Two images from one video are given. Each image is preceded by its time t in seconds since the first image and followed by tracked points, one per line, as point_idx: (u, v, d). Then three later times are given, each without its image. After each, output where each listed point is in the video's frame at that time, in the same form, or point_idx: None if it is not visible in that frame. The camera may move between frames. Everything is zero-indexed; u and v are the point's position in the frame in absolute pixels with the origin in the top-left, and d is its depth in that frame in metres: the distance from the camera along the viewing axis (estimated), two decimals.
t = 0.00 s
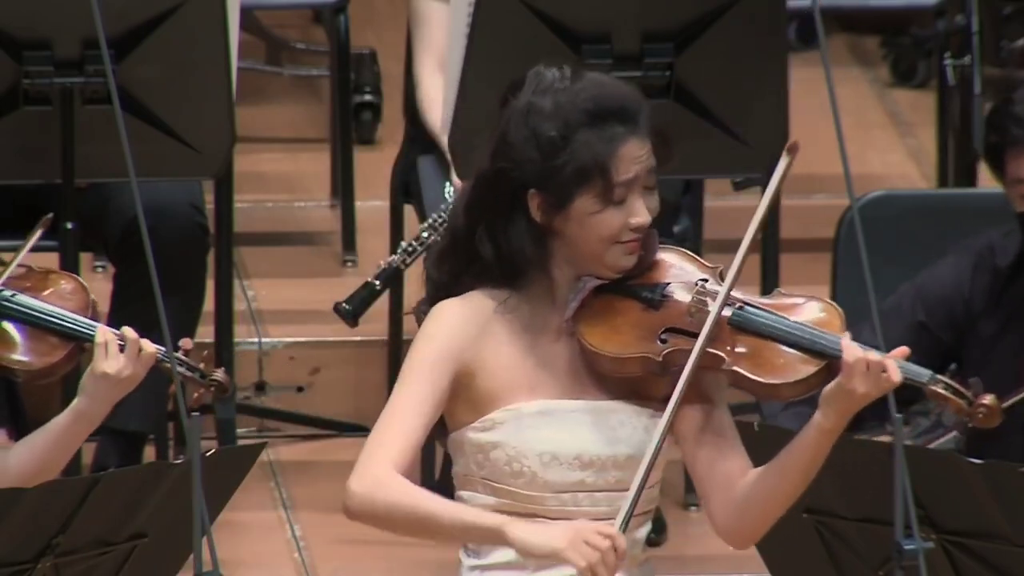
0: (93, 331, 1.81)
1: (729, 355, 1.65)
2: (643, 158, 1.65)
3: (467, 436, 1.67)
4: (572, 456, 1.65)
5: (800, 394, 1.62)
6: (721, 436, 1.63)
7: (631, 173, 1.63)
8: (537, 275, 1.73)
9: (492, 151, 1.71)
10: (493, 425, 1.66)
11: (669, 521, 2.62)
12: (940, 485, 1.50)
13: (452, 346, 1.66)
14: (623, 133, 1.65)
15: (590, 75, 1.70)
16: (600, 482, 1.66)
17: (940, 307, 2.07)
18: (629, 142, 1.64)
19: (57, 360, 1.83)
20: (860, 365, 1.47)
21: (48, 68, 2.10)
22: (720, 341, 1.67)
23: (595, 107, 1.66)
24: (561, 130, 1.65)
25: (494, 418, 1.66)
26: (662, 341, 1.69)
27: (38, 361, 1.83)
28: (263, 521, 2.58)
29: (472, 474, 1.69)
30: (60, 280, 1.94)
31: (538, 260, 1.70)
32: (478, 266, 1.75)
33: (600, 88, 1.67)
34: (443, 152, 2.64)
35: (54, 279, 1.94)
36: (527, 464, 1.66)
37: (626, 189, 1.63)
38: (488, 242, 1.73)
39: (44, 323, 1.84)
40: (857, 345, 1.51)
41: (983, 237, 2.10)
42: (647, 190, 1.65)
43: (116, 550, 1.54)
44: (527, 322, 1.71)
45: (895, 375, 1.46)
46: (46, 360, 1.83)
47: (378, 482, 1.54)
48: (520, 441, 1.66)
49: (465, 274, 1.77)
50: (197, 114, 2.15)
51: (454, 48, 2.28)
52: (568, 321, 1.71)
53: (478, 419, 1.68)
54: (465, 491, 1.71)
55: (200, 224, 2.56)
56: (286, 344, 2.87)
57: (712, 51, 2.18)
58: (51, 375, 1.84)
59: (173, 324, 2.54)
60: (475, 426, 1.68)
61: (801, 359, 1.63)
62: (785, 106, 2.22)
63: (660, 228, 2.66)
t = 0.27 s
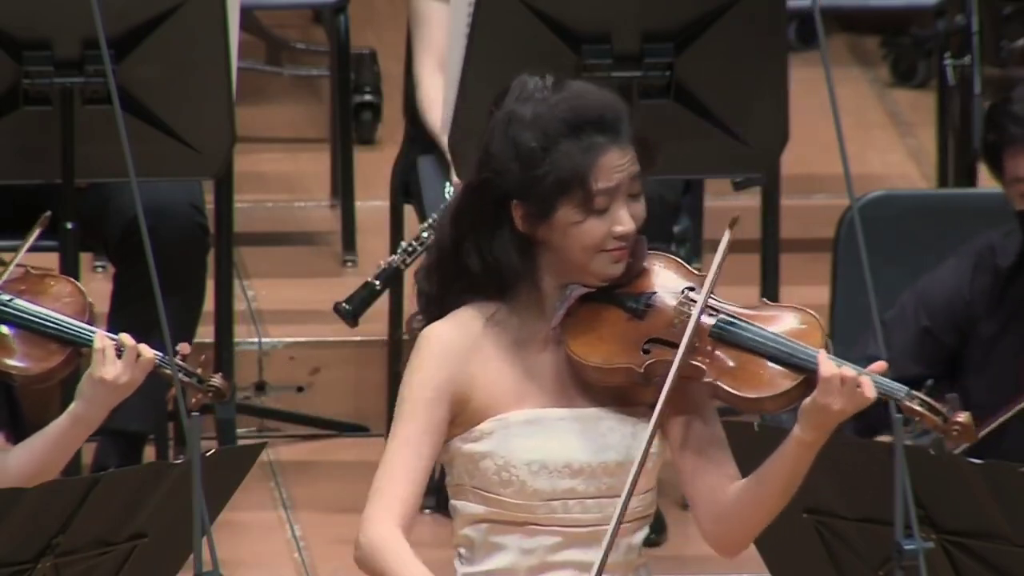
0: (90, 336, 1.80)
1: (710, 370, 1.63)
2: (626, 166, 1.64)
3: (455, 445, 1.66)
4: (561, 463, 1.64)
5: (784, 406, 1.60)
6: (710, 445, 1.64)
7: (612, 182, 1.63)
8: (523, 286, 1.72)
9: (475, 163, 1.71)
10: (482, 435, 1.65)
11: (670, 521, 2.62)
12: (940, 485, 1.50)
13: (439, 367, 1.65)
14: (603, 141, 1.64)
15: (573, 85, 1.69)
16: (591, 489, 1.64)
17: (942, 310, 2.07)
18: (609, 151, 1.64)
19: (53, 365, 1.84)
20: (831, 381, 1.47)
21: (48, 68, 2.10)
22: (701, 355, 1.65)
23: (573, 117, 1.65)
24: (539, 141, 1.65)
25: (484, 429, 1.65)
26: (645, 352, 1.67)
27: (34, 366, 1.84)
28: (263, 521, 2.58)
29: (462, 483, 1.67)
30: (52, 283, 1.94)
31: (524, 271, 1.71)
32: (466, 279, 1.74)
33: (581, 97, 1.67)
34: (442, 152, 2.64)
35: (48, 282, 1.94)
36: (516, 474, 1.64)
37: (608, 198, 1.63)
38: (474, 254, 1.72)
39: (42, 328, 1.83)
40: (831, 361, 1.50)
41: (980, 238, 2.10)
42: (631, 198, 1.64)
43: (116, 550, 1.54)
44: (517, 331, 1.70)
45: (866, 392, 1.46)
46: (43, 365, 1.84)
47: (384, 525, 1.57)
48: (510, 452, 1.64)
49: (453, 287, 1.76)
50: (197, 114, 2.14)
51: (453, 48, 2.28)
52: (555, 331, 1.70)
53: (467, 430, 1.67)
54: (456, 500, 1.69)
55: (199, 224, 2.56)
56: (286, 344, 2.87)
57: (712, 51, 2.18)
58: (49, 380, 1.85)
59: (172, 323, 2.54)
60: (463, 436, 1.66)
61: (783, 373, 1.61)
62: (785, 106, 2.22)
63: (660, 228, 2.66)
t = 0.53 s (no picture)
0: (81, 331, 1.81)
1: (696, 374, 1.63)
2: (619, 160, 1.65)
3: (450, 446, 1.67)
4: (553, 466, 1.64)
5: (767, 408, 1.59)
6: (705, 449, 1.66)
7: (603, 175, 1.64)
8: (524, 283, 1.73)
9: (479, 160, 1.75)
10: (475, 437, 1.65)
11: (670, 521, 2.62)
12: (940, 485, 1.50)
13: (428, 369, 1.66)
14: (596, 136, 1.66)
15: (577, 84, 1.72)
16: (584, 493, 1.64)
17: (938, 313, 2.06)
18: (602, 144, 1.65)
19: (47, 363, 1.84)
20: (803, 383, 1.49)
21: (48, 68, 2.10)
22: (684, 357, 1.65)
23: (568, 112, 1.68)
24: (533, 134, 1.67)
25: (476, 430, 1.65)
26: (634, 353, 1.65)
27: (28, 364, 1.84)
28: (263, 521, 2.58)
29: (458, 485, 1.68)
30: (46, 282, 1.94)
31: (522, 268, 1.72)
32: (470, 277, 1.76)
33: (579, 94, 1.69)
34: (442, 152, 2.64)
35: (40, 281, 1.94)
36: (507, 475, 1.64)
37: (599, 191, 1.64)
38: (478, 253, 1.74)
39: (31, 325, 1.84)
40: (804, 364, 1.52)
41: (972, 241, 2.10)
42: (625, 193, 1.65)
43: (116, 550, 1.54)
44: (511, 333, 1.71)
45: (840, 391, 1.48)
46: (36, 363, 1.84)
47: (338, 525, 1.57)
48: (502, 454, 1.64)
49: (457, 287, 1.77)
50: (196, 114, 2.14)
51: (453, 48, 2.28)
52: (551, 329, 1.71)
53: (461, 432, 1.67)
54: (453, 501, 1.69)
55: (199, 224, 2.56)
56: (286, 344, 2.87)
57: (712, 51, 2.18)
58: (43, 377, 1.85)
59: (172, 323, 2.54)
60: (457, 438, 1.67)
61: (768, 375, 1.59)
62: (784, 106, 2.22)
63: (660, 228, 2.66)
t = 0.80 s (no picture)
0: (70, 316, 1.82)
1: (680, 351, 1.64)
2: (585, 147, 1.67)
3: (439, 441, 1.67)
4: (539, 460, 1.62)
5: (750, 381, 1.61)
6: (700, 434, 1.66)
7: (568, 162, 1.66)
8: (503, 278, 1.74)
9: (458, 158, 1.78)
10: (461, 431, 1.65)
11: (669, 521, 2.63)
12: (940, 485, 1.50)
13: (412, 363, 1.67)
14: (563, 124, 1.68)
15: (551, 75, 1.75)
16: (571, 487, 1.64)
17: (926, 315, 2.00)
18: (566, 132, 1.68)
19: (37, 350, 1.85)
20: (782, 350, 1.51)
21: (48, 68, 2.10)
22: (666, 336, 1.67)
23: (536, 102, 1.71)
24: (502, 123, 1.70)
25: (462, 424, 1.65)
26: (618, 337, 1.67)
27: (21, 351, 1.85)
28: (263, 521, 2.58)
29: (447, 481, 1.67)
30: (36, 271, 1.93)
31: (501, 263, 1.74)
32: (452, 272, 1.77)
33: (548, 85, 1.72)
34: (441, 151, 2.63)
35: (29, 271, 1.94)
36: (493, 469, 1.63)
37: (564, 178, 1.66)
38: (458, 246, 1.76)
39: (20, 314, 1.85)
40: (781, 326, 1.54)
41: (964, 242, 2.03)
42: (594, 180, 1.67)
43: (116, 550, 1.54)
44: (496, 330, 1.71)
45: (813, 350, 1.50)
46: (27, 350, 1.85)
47: (304, 507, 1.57)
48: (488, 448, 1.63)
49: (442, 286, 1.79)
50: (196, 114, 2.14)
51: (454, 48, 2.28)
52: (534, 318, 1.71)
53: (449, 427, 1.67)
54: (443, 498, 1.69)
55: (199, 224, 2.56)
56: (286, 344, 2.87)
57: (712, 51, 2.18)
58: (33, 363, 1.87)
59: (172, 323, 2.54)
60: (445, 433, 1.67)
61: (749, 349, 1.62)
62: (784, 107, 2.22)
63: (659, 227, 2.66)
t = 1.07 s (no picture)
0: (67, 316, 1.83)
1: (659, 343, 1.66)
2: (552, 146, 1.68)
3: (422, 439, 1.68)
4: (523, 457, 1.63)
5: (731, 370, 1.64)
6: (686, 430, 1.68)
7: (534, 161, 1.67)
8: (478, 278, 1.75)
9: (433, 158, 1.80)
10: (444, 430, 1.66)
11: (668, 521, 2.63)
12: (941, 485, 1.50)
13: (396, 362, 1.67)
14: (530, 124, 1.69)
15: (522, 74, 1.75)
16: (556, 482, 1.65)
17: (920, 313, 2.01)
18: (532, 131, 1.68)
19: (35, 350, 1.86)
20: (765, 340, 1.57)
21: (48, 68, 2.10)
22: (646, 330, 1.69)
23: (504, 102, 1.71)
24: (471, 123, 1.72)
25: (444, 422, 1.66)
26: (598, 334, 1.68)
27: (20, 351, 1.85)
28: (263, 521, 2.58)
29: (431, 481, 1.68)
30: (34, 271, 1.93)
31: (476, 263, 1.75)
32: (430, 271, 1.79)
33: (517, 85, 1.72)
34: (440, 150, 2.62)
35: (27, 271, 1.93)
36: (477, 467, 1.64)
37: (531, 177, 1.67)
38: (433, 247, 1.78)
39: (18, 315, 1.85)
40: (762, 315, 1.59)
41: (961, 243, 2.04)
42: (563, 178, 1.68)
43: (116, 550, 1.54)
44: (476, 328, 1.72)
45: (792, 337, 1.55)
46: (26, 350, 1.86)
47: (300, 506, 1.58)
48: (471, 445, 1.64)
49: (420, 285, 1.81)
50: (196, 114, 2.14)
51: (454, 48, 2.29)
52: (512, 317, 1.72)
53: (432, 425, 1.68)
54: (427, 497, 1.70)
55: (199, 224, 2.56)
56: (286, 344, 2.86)
57: (712, 51, 2.18)
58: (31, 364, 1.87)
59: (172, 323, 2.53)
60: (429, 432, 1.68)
61: (729, 339, 1.64)
62: (783, 107, 2.22)
63: (659, 227, 2.66)
